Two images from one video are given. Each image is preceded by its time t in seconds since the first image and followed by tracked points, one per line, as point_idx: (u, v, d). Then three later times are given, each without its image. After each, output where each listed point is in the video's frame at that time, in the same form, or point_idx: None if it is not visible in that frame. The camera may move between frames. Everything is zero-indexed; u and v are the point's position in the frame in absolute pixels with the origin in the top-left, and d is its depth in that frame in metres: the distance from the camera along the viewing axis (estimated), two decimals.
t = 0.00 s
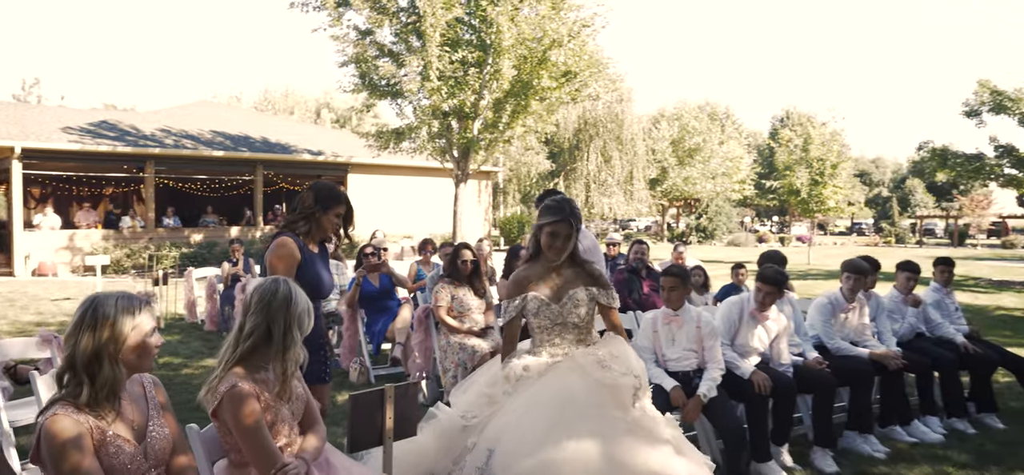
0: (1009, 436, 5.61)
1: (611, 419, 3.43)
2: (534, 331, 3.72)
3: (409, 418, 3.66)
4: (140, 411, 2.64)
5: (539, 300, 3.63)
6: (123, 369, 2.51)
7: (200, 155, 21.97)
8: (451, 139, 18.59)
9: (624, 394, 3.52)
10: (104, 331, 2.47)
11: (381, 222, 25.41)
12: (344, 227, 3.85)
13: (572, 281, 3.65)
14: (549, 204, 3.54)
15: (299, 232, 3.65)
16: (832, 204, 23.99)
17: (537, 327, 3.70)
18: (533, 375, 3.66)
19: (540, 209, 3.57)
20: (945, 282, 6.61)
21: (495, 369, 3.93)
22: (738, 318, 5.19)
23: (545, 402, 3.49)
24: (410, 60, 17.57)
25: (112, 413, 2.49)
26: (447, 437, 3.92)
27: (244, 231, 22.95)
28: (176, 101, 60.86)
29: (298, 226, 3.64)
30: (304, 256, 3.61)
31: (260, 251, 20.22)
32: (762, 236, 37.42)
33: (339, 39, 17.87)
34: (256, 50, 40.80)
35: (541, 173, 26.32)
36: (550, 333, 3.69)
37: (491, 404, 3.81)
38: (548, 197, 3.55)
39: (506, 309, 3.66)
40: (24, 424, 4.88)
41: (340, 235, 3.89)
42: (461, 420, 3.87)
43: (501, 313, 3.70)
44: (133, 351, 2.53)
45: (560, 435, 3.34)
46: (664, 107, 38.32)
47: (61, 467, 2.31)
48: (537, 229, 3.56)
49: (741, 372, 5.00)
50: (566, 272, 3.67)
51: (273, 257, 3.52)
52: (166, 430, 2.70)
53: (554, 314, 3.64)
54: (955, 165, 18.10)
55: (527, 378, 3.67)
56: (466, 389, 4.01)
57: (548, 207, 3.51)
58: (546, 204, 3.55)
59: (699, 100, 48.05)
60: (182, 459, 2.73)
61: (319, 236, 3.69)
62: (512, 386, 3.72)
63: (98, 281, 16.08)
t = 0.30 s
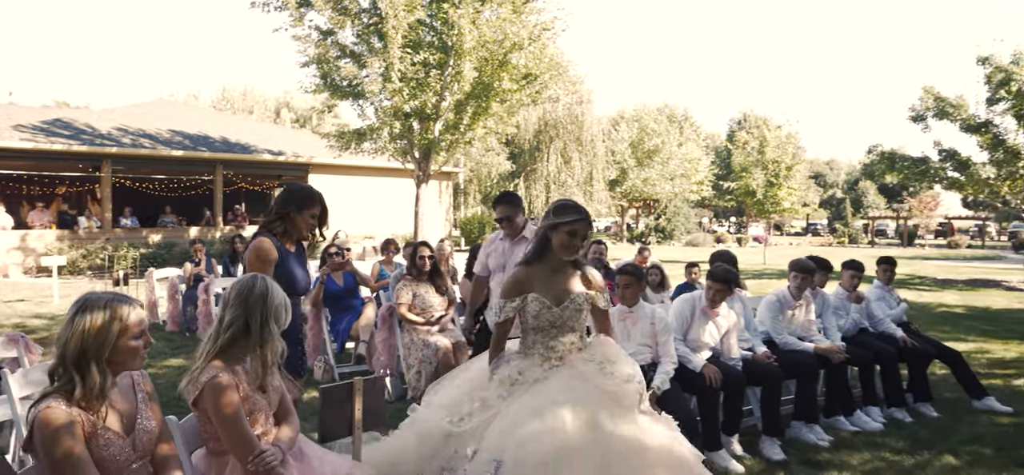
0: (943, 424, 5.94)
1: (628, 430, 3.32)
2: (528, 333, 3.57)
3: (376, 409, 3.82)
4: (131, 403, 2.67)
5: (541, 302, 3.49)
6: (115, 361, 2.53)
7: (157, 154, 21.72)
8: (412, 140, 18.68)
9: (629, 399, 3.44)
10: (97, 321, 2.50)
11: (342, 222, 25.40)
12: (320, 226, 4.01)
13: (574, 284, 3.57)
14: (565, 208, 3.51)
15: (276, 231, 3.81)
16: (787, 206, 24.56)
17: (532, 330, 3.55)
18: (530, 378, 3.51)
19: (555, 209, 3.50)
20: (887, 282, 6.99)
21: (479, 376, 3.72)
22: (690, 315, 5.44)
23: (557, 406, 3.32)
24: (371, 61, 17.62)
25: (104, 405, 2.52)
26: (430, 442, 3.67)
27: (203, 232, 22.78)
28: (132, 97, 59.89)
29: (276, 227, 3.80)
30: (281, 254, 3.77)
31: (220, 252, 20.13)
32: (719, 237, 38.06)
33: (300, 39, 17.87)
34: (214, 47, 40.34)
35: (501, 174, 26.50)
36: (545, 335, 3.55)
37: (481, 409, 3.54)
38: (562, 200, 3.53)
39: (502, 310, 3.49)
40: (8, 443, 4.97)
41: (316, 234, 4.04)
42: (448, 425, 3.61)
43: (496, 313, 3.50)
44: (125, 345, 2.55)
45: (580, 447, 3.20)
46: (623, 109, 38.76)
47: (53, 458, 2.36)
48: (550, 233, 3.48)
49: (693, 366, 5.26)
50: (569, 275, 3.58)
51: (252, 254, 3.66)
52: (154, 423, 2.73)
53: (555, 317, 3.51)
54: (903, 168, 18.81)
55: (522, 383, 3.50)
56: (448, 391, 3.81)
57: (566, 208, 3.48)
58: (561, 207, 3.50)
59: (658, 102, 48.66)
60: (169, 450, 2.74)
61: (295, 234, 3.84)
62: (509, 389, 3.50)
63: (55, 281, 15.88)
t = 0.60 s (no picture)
0: (910, 413, 6.20)
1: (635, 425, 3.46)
2: (529, 327, 3.65)
3: (365, 399, 3.98)
4: (147, 394, 2.79)
5: (545, 297, 3.56)
6: (133, 350, 2.67)
7: (137, 155, 21.65)
8: (392, 141, 18.80)
9: (632, 396, 3.53)
10: (112, 310, 2.65)
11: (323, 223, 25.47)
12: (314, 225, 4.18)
13: (578, 283, 3.64)
14: (569, 202, 3.58)
15: (271, 229, 3.97)
16: (764, 204, 24.92)
17: (533, 325, 3.63)
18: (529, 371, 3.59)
19: (560, 203, 3.58)
20: (857, 277, 7.22)
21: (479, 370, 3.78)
22: (666, 310, 5.64)
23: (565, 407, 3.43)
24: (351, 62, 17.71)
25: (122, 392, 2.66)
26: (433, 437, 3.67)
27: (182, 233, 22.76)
28: (107, 99, 59.39)
29: (270, 226, 3.97)
30: (277, 251, 3.92)
31: (200, 253, 20.13)
32: (697, 236, 38.48)
33: (280, 40, 17.92)
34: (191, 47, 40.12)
35: (480, 173, 26.66)
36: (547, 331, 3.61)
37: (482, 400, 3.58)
38: (568, 195, 3.59)
39: (507, 302, 3.58)
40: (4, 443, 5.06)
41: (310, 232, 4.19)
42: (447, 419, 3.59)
43: (501, 304, 3.60)
44: (142, 335, 2.69)
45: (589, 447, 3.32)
46: (602, 109, 39.04)
47: (75, 440, 2.49)
48: (560, 227, 3.55)
49: (670, 359, 5.46)
50: (573, 273, 3.65)
51: (248, 250, 3.82)
52: (170, 414, 2.87)
53: (559, 314, 3.57)
54: (876, 167, 19.21)
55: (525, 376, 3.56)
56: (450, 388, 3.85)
57: (575, 203, 3.54)
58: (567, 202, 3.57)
59: (636, 102, 48.99)
60: (178, 438, 2.88)
61: (288, 231, 4.00)
62: (511, 382, 3.57)
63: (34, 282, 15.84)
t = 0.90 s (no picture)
0: (869, 404, 6.47)
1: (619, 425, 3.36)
2: (502, 336, 3.57)
3: (349, 385, 4.15)
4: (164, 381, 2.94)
5: (515, 304, 3.50)
6: (137, 338, 2.81)
7: (106, 152, 21.45)
8: (365, 139, 18.87)
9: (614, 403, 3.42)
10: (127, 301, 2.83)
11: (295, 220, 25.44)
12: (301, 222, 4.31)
13: (548, 286, 3.57)
14: (527, 205, 3.56)
15: (264, 228, 4.10)
16: (732, 203, 25.34)
17: (508, 333, 3.55)
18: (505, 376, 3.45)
19: (519, 207, 3.56)
20: (819, 274, 7.49)
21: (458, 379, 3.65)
22: (636, 305, 5.84)
23: (548, 408, 3.31)
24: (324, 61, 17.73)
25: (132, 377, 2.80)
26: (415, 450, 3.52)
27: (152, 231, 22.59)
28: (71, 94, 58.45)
29: (262, 226, 4.09)
30: (269, 247, 4.07)
31: (170, 250, 20.03)
32: (666, 234, 38.91)
33: (253, 37, 17.88)
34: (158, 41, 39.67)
35: (452, 171, 26.78)
36: (523, 339, 3.54)
37: (463, 412, 3.46)
38: (524, 199, 3.59)
39: (477, 313, 3.50)
40: None
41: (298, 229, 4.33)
42: (433, 433, 3.47)
43: (472, 316, 3.51)
44: (148, 324, 2.83)
45: (577, 458, 3.19)
46: (573, 108, 39.31)
47: (89, 423, 2.63)
48: (519, 231, 3.51)
49: (640, 352, 5.67)
50: (542, 278, 3.58)
51: (241, 249, 3.93)
52: (180, 405, 2.95)
53: (531, 319, 3.52)
54: (840, 167, 19.60)
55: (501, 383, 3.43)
56: (425, 403, 3.67)
57: (530, 205, 3.54)
58: (526, 205, 3.56)
59: (607, 102, 49.32)
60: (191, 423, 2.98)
61: (278, 230, 4.12)
62: (489, 391, 3.42)
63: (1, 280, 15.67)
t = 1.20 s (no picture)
0: (860, 400, 6.61)
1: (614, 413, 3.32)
2: (502, 338, 3.63)
3: (355, 383, 4.30)
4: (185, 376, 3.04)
5: (511, 305, 3.57)
6: (152, 334, 2.92)
7: (106, 153, 21.54)
8: (364, 140, 18.98)
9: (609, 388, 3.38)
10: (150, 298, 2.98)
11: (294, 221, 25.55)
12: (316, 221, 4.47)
13: (546, 286, 3.64)
14: (520, 206, 3.63)
15: (284, 228, 4.24)
16: (728, 203, 25.49)
17: (507, 335, 3.60)
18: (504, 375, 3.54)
19: (512, 208, 3.63)
20: (812, 272, 7.63)
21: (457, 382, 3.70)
22: (633, 303, 5.98)
23: (543, 400, 3.30)
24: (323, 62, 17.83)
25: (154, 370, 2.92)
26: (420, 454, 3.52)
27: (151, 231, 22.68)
28: (69, 94, 58.43)
29: (281, 226, 4.23)
30: (289, 246, 4.23)
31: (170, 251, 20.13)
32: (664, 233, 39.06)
33: (251, 39, 17.97)
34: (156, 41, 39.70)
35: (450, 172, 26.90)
36: (524, 340, 3.59)
37: (462, 409, 3.50)
38: (518, 200, 3.65)
39: (474, 314, 3.60)
40: None
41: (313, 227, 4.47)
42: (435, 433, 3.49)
43: (468, 319, 3.61)
44: (166, 317, 2.94)
45: (573, 446, 3.14)
46: (570, 108, 39.42)
47: (111, 414, 2.76)
48: (513, 232, 3.57)
49: (636, 349, 5.80)
50: (540, 278, 3.65)
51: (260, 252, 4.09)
52: (200, 397, 3.06)
53: (530, 320, 3.56)
54: (836, 167, 19.72)
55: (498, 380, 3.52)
56: (430, 407, 3.70)
57: (523, 204, 3.59)
58: (518, 207, 3.62)
59: (603, 102, 49.42)
60: (207, 417, 3.09)
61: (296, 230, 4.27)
62: (487, 386, 3.51)
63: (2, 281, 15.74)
